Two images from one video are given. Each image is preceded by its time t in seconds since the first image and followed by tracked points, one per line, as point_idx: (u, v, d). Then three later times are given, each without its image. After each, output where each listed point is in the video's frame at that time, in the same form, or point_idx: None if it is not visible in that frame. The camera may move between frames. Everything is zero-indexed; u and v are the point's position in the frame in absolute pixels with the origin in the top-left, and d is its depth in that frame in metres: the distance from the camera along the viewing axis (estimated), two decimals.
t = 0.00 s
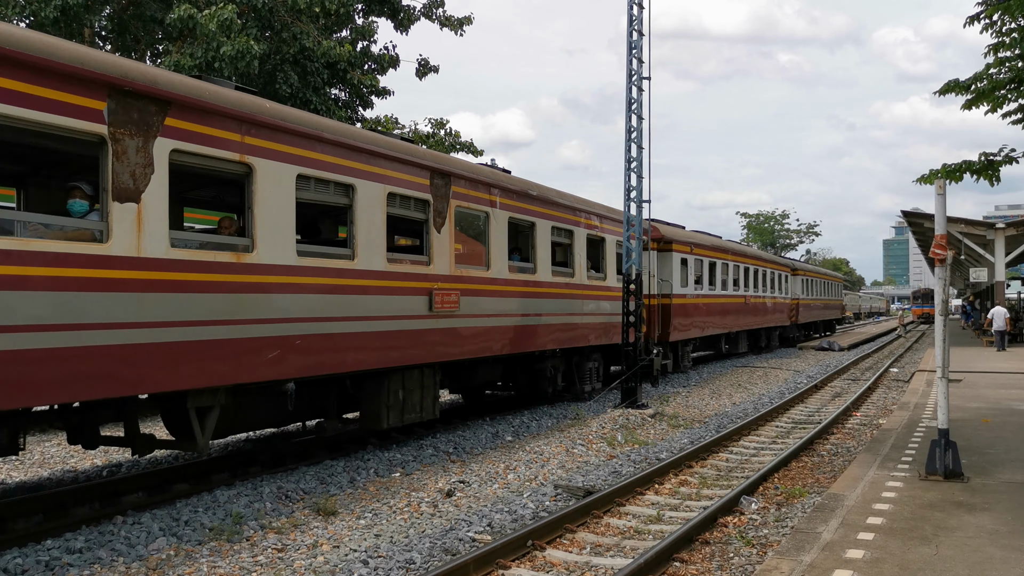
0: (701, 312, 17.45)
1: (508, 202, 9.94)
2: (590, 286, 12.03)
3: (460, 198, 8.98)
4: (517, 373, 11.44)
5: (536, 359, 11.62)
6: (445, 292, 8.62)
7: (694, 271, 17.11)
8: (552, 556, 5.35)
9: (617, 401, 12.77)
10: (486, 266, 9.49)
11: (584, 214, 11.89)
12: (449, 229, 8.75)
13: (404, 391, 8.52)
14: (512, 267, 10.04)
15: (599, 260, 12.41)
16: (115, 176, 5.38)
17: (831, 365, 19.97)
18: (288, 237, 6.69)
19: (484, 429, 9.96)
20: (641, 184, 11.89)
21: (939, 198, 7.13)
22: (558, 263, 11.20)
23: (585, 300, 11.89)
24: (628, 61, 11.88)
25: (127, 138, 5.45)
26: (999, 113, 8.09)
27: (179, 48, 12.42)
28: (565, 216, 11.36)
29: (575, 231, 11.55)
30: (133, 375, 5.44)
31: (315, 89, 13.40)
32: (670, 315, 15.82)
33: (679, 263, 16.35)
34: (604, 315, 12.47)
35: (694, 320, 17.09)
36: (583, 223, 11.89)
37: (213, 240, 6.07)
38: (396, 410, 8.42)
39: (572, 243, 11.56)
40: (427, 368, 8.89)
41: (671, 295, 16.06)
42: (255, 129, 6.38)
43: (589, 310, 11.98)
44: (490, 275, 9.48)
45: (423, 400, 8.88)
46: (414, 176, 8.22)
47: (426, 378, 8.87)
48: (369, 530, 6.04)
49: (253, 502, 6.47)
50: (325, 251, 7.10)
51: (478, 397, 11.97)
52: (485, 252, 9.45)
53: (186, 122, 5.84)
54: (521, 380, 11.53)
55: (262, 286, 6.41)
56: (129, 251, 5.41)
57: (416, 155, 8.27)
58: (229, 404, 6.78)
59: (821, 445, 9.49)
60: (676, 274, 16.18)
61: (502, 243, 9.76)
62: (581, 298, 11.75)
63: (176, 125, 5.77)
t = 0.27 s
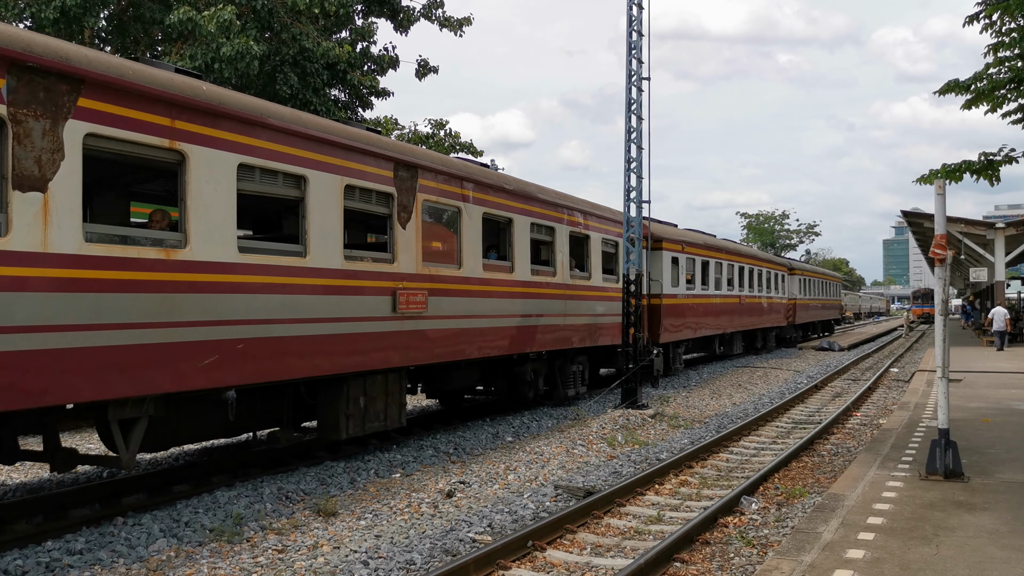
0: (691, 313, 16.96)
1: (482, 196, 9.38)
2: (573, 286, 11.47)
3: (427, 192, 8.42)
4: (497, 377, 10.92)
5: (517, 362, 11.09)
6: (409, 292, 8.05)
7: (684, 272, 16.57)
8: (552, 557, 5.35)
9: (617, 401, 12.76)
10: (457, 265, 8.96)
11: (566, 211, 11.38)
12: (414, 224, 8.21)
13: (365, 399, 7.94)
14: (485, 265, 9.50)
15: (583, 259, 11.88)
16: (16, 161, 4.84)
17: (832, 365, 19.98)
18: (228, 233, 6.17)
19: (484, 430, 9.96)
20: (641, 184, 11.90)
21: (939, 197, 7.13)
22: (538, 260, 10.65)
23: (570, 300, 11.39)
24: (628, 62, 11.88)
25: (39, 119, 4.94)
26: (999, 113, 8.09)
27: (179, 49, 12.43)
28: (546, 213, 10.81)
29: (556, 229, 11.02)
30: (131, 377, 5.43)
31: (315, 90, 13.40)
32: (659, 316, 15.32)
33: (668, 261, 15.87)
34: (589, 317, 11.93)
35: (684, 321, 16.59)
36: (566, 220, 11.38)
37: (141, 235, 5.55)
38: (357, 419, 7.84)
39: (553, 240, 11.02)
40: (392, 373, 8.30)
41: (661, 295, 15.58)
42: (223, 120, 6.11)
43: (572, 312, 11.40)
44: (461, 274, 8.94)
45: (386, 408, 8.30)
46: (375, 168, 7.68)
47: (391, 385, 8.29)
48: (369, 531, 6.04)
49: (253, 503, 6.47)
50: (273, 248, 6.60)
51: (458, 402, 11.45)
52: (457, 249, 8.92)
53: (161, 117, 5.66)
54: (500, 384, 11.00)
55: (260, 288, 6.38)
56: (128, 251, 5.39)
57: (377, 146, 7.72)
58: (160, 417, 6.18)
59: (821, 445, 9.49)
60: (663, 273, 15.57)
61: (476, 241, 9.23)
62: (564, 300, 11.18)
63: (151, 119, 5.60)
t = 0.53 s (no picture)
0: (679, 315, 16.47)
1: (455, 190, 8.82)
2: (556, 286, 10.90)
3: (390, 185, 7.84)
4: (473, 381, 10.39)
5: (495, 366, 10.56)
6: (368, 292, 7.49)
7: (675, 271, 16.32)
8: (552, 557, 5.35)
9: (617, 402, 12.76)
10: (425, 263, 8.38)
11: (551, 207, 10.84)
12: (375, 219, 7.62)
13: (321, 406, 7.37)
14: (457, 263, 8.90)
15: (567, 257, 11.35)
16: None
17: (832, 365, 19.99)
18: (155, 227, 5.61)
19: (484, 431, 9.96)
20: (641, 185, 11.90)
21: (939, 198, 7.13)
22: (516, 258, 10.07)
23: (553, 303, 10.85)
24: (628, 62, 11.88)
25: None
26: (999, 114, 8.09)
27: (179, 50, 12.43)
28: (526, 208, 10.24)
29: (538, 225, 10.46)
30: (132, 378, 5.45)
31: (315, 91, 13.40)
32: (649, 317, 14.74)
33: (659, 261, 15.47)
34: (574, 319, 11.37)
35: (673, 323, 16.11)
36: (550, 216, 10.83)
37: (50, 226, 4.98)
38: (312, 427, 7.27)
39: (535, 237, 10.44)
40: (350, 379, 7.73)
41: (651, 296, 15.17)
42: (208, 116, 5.99)
43: (555, 313, 10.83)
44: (429, 273, 8.35)
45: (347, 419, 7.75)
46: (332, 158, 7.13)
47: (351, 392, 7.73)
48: (369, 531, 6.04)
49: (253, 504, 6.47)
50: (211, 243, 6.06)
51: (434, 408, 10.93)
52: (425, 247, 8.37)
53: (149, 116, 5.56)
54: (476, 389, 10.47)
55: (261, 288, 6.40)
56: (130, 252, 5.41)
57: (335, 134, 7.17)
58: (76, 429, 5.65)
59: (821, 445, 9.49)
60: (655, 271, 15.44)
61: (447, 236, 8.65)
62: (546, 300, 10.62)
63: (137, 117, 5.50)
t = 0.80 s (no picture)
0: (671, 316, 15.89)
1: (422, 182, 8.34)
2: (534, 286, 10.46)
3: (348, 176, 7.34)
4: (447, 385, 9.88)
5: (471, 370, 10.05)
6: (323, 291, 6.97)
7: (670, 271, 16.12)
8: (552, 558, 5.35)
9: (617, 402, 12.75)
10: (389, 261, 7.90)
11: (530, 203, 10.40)
12: (329, 212, 7.13)
13: (270, 415, 6.83)
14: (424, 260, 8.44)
15: (549, 255, 10.92)
16: None
17: (832, 366, 19.99)
18: (67, 208, 5.07)
19: (485, 431, 9.96)
20: (641, 185, 11.90)
21: (939, 198, 7.13)
22: (491, 254, 9.62)
23: (530, 305, 10.36)
24: (628, 62, 11.89)
25: None
26: (999, 114, 8.09)
27: (179, 51, 12.42)
28: (502, 203, 9.78)
29: (516, 222, 10.02)
30: (135, 377, 5.45)
31: (315, 91, 13.40)
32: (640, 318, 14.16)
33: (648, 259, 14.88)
34: (552, 321, 10.92)
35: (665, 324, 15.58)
36: (530, 212, 10.39)
37: None
38: (259, 438, 6.72)
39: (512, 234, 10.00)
40: (305, 385, 7.19)
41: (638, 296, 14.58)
42: (208, 116, 5.99)
43: (532, 315, 10.38)
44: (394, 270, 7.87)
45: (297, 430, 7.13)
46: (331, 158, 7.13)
47: (305, 399, 7.19)
48: (370, 531, 6.04)
49: (253, 504, 6.47)
50: (142, 237, 5.56)
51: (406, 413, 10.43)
52: (387, 242, 7.88)
53: (145, 113, 5.53)
54: (450, 393, 9.96)
55: (262, 288, 6.41)
56: (132, 251, 5.41)
57: (289, 121, 6.71)
58: None
59: (821, 445, 9.48)
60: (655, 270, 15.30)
61: (412, 231, 8.18)
62: (523, 301, 10.19)
63: (130, 116, 5.44)
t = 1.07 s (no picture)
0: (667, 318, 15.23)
1: (384, 173, 7.82)
2: (509, 284, 9.97)
3: (299, 164, 6.80)
4: (417, 390, 9.33)
5: (441, 374, 9.51)
6: (268, 291, 6.44)
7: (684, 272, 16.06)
8: (552, 558, 5.35)
9: (617, 402, 12.75)
10: (346, 257, 7.38)
11: (507, 195, 9.89)
12: (277, 203, 6.60)
13: (209, 425, 6.26)
14: (388, 258, 7.92)
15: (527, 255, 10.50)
16: None
17: (832, 366, 20.00)
18: None
19: (485, 431, 9.96)
20: (641, 185, 11.90)
21: (939, 198, 7.12)
22: (463, 252, 9.14)
23: (518, 301, 10.14)
24: (628, 62, 11.88)
25: None
26: (999, 114, 8.09)
27: (178, 51, 12.42)
28: (476, 197, 9.28)
29: (491, 216, 9.53)
30: (132, 378, 5.43)
31: (315, 91, 13.40)
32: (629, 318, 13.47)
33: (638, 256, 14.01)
34: (529, 321, 10.42)
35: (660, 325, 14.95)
36: (506, 206, 9.91)
37: None
38: (195, 451, 6.11)
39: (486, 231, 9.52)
40: (250, 392, 6.63)
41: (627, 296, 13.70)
42: (208, 117, 6.02)
43: (508, 315, 9.89)
44: (351, 268, 7.35)
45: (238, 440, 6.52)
46: (331, 159, 7.14)
47: (251, 407, 6.62)
48: (370, 531, 6.04)
49: (253, 504, 6.47)
50: (55, 229, 5.03)
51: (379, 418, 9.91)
52: (345, 237, 7.37)
53: (145, 113, 5.54)
54: (421, 399, 9.41)
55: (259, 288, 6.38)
56: (127, 251, 5.39)
57: (232, 105, 6.20)
58: None
59: (821, 445, 9.48)
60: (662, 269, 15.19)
61: (373, 226, 7.66)
62: (496, 300, 9.70)
63: (130, 116, 5.45)
